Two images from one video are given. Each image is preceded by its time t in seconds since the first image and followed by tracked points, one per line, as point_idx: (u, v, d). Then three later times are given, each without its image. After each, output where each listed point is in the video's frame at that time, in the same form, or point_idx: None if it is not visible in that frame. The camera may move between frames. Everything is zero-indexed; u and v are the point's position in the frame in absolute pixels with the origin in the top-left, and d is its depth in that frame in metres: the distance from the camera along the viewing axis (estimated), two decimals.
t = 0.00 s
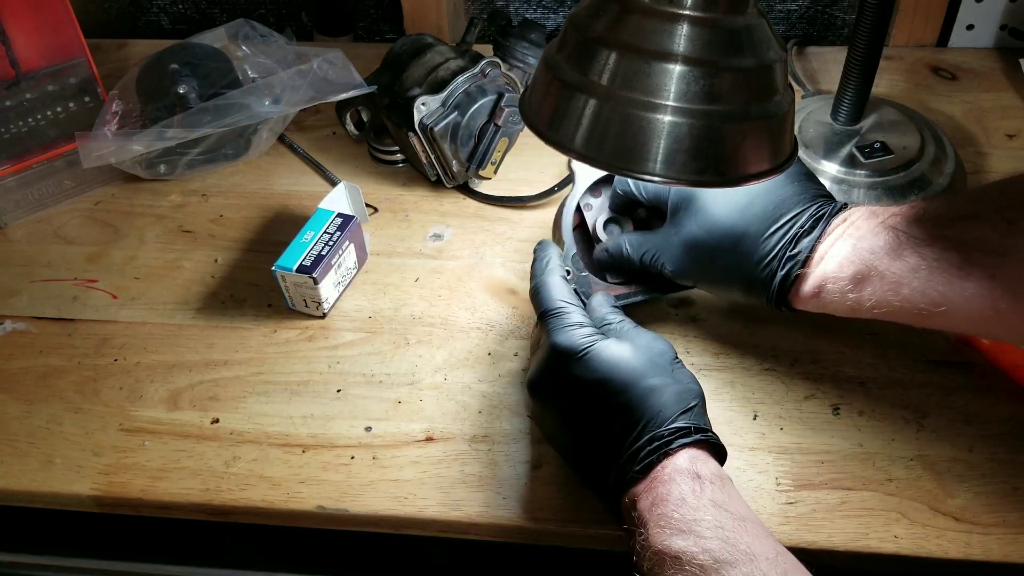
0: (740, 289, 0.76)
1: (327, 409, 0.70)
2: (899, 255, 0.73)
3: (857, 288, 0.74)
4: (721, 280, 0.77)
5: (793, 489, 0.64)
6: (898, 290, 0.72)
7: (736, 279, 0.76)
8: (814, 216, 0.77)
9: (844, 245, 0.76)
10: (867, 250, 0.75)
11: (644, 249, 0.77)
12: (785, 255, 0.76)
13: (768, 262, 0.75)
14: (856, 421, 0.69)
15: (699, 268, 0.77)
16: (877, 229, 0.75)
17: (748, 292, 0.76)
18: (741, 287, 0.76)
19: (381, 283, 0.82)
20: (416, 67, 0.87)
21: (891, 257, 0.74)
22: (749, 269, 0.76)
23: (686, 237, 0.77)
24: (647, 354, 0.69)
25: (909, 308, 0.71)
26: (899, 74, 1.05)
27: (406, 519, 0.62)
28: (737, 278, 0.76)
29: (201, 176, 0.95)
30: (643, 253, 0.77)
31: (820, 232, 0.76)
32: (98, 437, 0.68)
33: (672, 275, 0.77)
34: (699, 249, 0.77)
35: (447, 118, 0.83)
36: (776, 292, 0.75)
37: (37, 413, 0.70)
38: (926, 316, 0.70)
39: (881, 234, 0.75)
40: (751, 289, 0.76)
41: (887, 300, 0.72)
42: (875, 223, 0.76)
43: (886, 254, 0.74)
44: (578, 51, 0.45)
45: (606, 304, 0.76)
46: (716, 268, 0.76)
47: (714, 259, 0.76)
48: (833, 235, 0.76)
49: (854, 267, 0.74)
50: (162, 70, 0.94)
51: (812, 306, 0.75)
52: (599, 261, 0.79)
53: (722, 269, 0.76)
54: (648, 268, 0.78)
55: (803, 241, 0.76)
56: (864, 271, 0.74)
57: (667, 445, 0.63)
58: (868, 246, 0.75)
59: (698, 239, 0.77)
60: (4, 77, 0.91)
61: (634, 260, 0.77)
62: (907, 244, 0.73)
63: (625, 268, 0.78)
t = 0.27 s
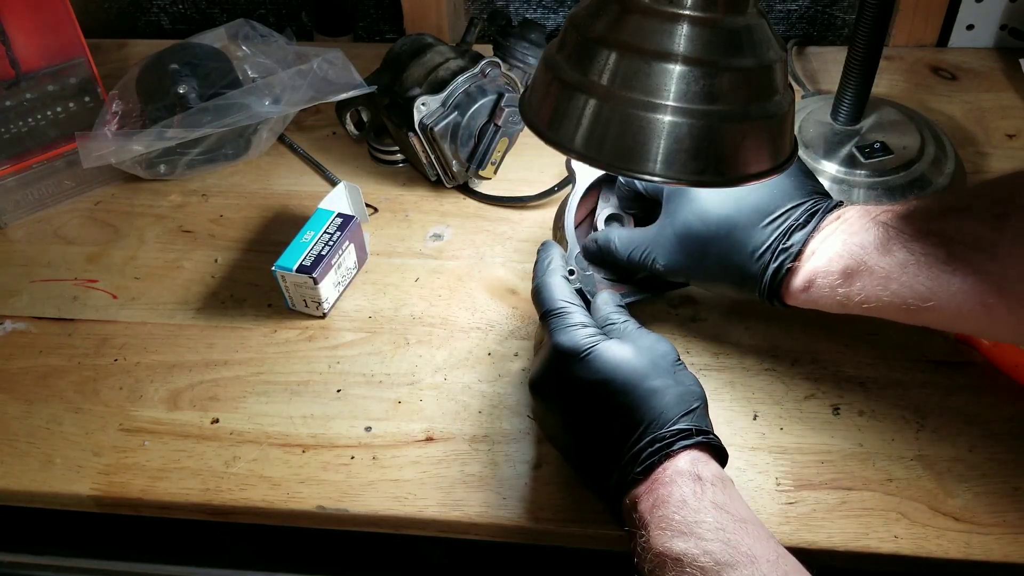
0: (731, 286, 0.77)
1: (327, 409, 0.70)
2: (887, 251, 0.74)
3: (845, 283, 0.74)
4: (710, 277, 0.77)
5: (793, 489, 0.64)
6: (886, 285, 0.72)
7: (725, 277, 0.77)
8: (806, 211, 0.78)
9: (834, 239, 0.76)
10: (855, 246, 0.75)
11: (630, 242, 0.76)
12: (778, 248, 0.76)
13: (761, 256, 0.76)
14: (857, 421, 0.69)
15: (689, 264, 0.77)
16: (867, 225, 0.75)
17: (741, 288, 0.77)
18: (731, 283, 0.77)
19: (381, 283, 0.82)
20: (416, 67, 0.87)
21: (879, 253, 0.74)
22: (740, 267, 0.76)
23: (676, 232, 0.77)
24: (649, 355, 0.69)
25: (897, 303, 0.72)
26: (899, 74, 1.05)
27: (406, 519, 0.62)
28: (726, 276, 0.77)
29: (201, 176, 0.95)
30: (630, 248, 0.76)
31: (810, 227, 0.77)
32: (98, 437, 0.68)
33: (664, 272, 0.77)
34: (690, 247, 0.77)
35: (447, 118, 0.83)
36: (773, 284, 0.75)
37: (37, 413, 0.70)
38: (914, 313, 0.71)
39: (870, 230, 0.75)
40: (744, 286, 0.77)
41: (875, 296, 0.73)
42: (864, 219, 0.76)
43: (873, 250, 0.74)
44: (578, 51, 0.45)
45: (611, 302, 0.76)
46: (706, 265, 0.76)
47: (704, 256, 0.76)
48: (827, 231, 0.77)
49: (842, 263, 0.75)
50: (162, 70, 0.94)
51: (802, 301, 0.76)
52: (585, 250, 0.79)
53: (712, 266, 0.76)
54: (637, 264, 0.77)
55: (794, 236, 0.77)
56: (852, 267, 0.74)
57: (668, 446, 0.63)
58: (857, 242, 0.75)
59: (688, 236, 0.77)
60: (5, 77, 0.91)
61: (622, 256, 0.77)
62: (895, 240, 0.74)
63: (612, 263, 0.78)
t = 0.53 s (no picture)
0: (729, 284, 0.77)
1: (327, 409, 0.70)
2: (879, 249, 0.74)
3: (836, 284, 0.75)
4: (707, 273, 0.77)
5: (793, 489, 0.64)
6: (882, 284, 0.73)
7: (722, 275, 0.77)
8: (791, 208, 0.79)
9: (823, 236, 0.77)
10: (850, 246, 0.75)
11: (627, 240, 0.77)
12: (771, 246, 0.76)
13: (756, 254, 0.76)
14: (857, 422, 0.69)
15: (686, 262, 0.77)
16: (861, 222, 0.76)
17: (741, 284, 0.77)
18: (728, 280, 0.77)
19: (381, 283, 0.82)
20: (416, 67, 0.87)
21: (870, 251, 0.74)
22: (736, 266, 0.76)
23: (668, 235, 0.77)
24: (650, 355, 0.69)
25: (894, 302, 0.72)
26: (899, 74, 1.05)
27: (406, 519, 0.62)
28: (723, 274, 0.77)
29: (201, 176, 0.95)
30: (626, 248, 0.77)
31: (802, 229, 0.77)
32: (98, 437, 0.68)
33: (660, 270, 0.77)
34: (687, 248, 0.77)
35: (447, 118, 0.83)
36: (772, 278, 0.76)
37: (37, 413, 0.70)
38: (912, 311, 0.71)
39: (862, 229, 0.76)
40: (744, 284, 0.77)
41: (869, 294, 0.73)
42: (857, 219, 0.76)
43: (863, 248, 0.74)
44: (578, 51, 0.45)
45: (613, 301, 0.76)
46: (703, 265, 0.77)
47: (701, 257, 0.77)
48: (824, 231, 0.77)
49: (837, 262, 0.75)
50: (162, 70, 0.94)
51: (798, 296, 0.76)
52: (584, 247, 0.79)
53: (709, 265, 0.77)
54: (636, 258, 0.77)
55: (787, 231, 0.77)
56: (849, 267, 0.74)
57: (669, 447, 0.63)
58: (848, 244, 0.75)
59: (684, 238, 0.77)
60: (4, 77, 0.91)
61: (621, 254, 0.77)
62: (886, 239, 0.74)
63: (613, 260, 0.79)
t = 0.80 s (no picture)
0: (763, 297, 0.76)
1: (327, 409, 0.70)
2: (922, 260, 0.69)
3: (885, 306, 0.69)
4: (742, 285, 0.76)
5: (793, 489, 0.64)
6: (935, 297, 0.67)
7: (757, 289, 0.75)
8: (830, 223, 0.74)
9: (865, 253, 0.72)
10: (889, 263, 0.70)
11: (660, 242, 0.73)
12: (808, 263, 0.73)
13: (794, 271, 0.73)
14: (857, 422, 0.69)
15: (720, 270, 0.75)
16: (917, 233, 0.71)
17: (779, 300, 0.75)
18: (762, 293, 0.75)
19: (381, 283, 0.82)
20: (416, 67, 0.87)
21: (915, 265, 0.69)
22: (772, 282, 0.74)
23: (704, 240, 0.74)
24: (644, 354, 0.69)
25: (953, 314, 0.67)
26: (900, 74, 1.05)
27: (406, 519, 0.62)
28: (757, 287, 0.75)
29: (201, 175, 0.95)
30: (659, 251, 0.74)
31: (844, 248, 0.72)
32: (98, 437, 0.68)
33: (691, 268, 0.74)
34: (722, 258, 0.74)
35: (447, 118, 0.84)
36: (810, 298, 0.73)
37: (37, 413, 0.70)
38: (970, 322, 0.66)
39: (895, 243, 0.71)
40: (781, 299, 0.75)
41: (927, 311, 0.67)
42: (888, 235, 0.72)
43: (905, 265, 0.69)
44: (579, 51, 0.45)
45: (607, 303, 0.75)
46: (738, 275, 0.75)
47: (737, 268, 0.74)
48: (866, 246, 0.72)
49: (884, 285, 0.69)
50: (162, 70, 0.94)
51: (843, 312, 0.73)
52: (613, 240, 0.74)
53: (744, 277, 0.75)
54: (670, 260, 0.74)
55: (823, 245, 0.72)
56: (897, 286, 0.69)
57: (666, 448, 0.63)
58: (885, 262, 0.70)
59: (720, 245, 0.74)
60: (5, 77, 0.91)
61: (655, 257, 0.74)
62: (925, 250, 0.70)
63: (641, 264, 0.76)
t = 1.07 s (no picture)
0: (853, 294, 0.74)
1: (327, 409, 0.70)
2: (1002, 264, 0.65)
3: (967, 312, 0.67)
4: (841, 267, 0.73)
5: (793, 489, 0.64)
6: (1005, 311, 0.64)
7: (852, 274, 0.73)
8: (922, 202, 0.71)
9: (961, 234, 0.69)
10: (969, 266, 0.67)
11: (773, 200, 0.72)
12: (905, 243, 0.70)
13: (894, 254, 0.70)
14: (857, 422, 0.68)
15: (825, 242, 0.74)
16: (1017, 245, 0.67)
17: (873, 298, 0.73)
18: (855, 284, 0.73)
19: (382, 283, 0.82)
20: (416, 67, 0.87)
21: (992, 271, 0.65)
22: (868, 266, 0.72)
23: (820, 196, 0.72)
24: (652, 356, 0.68)
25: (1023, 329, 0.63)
26: (899, 74, 1.05)
27: (406, 519, 0.62)
28: (855, 274, 0.73)
29: (201, 176, 0.95)
30: (768, 213, 0.72)
31: (946, 229, 0.69)
32: (98, 437, 0.68)
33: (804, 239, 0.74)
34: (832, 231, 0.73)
35: (447, 118, 0.84)
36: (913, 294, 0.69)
37: (37, 414, 0.70)
38: None
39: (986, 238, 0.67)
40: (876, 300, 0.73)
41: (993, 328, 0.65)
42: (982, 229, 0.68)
43: (978, 269, 0.66)
44: (578, 51, 0.45)
45: (608, 302, 0.75)
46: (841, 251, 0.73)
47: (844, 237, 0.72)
48: (958, 228, 0.69)
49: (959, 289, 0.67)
50: (162, 70, 0.94)
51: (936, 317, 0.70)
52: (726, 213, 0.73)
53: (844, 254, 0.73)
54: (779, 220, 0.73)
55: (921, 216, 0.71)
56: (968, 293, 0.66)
57: (672, 451, 0.63)
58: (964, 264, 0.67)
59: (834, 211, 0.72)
60: (5, 77, 0.91)
61: (763, 222, 0.73)
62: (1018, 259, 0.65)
63: (741, 239, 0.74)
